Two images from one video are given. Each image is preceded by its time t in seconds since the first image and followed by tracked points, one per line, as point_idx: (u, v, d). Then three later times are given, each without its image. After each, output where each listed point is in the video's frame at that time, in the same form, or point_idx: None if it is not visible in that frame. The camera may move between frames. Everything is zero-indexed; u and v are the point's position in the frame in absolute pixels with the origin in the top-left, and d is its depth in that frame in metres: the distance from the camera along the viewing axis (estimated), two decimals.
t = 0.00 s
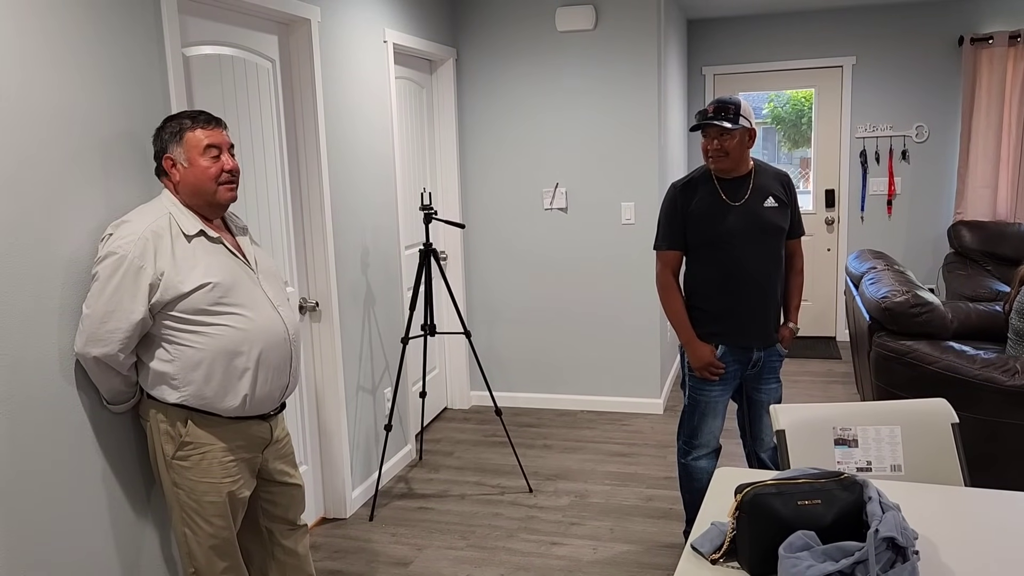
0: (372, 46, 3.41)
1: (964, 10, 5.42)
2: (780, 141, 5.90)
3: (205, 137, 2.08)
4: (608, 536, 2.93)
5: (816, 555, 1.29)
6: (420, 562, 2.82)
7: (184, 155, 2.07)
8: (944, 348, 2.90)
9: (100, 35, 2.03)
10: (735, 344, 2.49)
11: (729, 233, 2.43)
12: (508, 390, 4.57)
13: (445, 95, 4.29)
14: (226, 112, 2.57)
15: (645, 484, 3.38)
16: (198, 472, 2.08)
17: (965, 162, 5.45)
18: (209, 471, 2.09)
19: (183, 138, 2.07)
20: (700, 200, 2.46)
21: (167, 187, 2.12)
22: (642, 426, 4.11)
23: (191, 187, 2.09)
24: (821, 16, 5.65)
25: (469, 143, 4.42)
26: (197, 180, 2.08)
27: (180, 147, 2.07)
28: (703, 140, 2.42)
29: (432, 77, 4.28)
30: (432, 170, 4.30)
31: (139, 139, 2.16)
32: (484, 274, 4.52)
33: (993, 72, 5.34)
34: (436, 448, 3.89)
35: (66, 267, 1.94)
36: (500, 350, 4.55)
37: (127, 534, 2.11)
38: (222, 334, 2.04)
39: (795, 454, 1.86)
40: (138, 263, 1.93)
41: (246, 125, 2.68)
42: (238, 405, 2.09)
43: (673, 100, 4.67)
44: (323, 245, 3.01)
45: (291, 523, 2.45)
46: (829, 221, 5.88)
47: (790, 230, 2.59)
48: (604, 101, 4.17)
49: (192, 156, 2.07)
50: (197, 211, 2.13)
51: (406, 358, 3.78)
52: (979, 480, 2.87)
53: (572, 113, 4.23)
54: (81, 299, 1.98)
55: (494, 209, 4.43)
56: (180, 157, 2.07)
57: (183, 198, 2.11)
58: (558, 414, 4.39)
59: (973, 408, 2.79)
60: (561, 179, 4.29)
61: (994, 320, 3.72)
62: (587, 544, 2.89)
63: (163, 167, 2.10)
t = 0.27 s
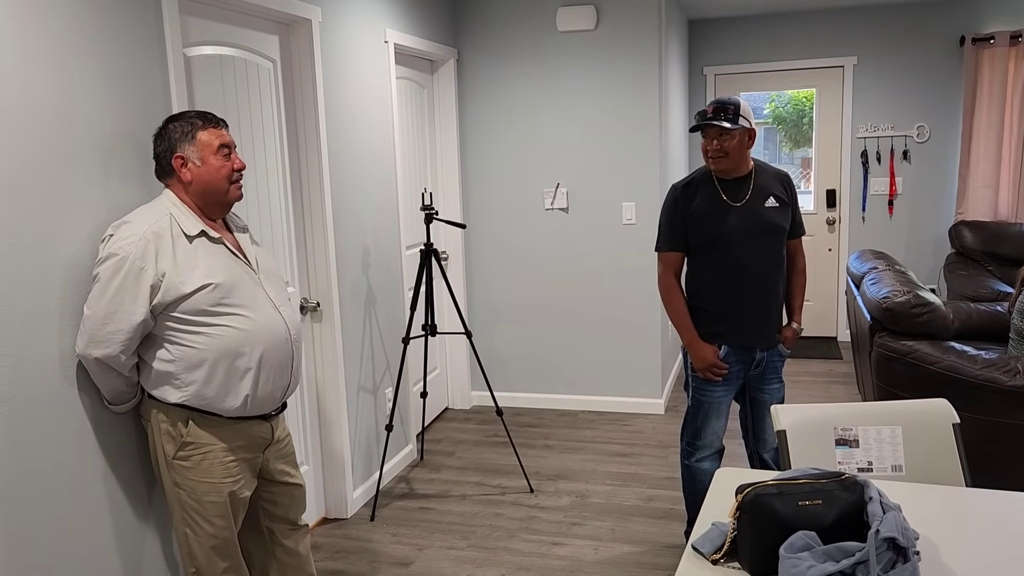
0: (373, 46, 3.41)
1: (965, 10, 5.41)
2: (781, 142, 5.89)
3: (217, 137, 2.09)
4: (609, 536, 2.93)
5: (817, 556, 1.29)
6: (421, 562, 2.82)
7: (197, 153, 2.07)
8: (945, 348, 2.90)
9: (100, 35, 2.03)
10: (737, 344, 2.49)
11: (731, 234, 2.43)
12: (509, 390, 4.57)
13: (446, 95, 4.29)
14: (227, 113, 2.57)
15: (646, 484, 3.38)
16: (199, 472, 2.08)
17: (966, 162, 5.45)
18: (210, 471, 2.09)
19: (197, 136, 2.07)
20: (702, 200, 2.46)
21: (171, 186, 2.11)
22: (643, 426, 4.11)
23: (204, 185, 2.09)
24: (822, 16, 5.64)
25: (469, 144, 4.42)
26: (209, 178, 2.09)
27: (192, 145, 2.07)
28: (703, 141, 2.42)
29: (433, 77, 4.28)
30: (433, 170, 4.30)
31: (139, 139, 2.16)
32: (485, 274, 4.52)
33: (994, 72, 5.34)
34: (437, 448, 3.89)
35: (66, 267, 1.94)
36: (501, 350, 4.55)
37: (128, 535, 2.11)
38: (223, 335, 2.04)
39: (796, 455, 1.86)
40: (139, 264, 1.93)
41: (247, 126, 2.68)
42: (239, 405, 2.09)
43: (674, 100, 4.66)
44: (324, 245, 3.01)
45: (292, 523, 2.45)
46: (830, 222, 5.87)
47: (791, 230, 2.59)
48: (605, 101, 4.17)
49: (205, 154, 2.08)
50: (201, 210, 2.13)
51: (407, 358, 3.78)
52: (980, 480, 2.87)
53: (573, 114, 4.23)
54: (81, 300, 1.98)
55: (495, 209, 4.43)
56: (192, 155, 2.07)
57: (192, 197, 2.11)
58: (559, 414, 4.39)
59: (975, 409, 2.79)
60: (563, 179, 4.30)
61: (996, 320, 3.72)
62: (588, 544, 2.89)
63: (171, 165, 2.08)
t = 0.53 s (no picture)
0: (374, 46, 3.40)
1: (967, 10, 5.40)
2: (783, 141, 5.88)
3: (216, 137, 2.09)
4: (610, 537, 2.93)
5: (818, 556, 1.29)
6: (422, 562, 2.82)
7: (197, 153, 2.07)
8: (947, 348, 2.89)
9: (102, 35, 2.03)
10: (742, 345, 2.48)
11: (735, 233, 2.43)
12: (510, 390, 4.57)
13: (447, 95, 4.29)
14: (227, 112, 2.57)
15: (647, 485, 3.37)
16: (200, 473, 2.08)
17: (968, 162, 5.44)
18: (211, 472, 2.09)
19: (197, 135, 2.07)
20: (705, 200, 2.45)
21: (171, 186, 2.10)
22: (645, 426, 4.11)
23: (205, 184, 2.09)
24: (824, 16, 5.64)
25: (471, 144, 4.42)
26: (210, 178, 2.09)
27: (193, 144, 2.07)
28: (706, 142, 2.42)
29: (434, 77, 4.28)
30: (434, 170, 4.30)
31: (140, 140, 2.16)
32: (486, 274, 4.51)
33: (996, 72, 5.32)
34: (438, 448, 3.89)
35: (66, 268, 1.94)
36: (502, 350, 4.55)
37: (129, 535, 2.11)
38: (223, 337, 2.04)
39: (798, 455, 1.86)
40: (138, 266, 1.93)
41: (248, 126, 2.68)
42: (240, 406, 2.09)
43: (675, 101, 4.66)
44: (325, 245, 3.01)
45: (293, 523, 2.45)
46: (832, 222, 5.87)
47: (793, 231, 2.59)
48: (606, 101, 4.17)
49: (206, 154, 2.07)
50: (201, 210, 2.13)
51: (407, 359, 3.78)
52: (982, 481, 2.87)
53: (574, 114, 4.23)
54: (81, 301, 1.98)
55: (497, 209, 4.43)
56: (192, 154, 2.07)
57: (191, 196, 2.10)
58: (560, 414, 4.39)
59: (977, 409, 2.79)
60: (564, 179, 4.29)
61: (997, 321, 3.72)
62: (590, 545, 2.88)
63: (171, 164, 2.07)
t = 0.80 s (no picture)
0: (375, 46, 3.40)
1: (968, 10, 5.40)
2: (784, 142, 5.88)
3: (207, 138, 2.08)
4: (611, 537, 2.93)
5: (818, 557, 1.29)
6: (422, 562, 2.82)
7: (185, 156, 2.06)
8: (947, 349, 2.89)
9: (102, 37, 2.04)
10: (745, 345, 2.48)
11: (738, 234, 2.43)
12: (511, 391, 4.57)
13: (448, 95, 4.29)
14: (227, 113, 2.57)
15: (648, 485, 3.37)
16: (200, 475, 2.08)
17: (968, 163, 5.44)
18: (211, 474, 2.09)
19: (184, 140, 2.06)
20: (709, 200, 2.45)
21: (164, 190, 2.11)
22: (645, 426, 4.11)
23: (194, 189, 2.08)
24: (825, 16, 5.63)
25: (471, 144, 4.42)
26: (199, 182, 2.08)
27: (180, 149, 2.06)
28: (711, 141, 2.41)
29: (435, 77, 4.28)
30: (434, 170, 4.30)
31: (139, 141, 2.16)
32: (487, 275, 4.51)
33: (996, 73, 5.31)
34: (439, 449, 3.89)
35: (64, 270, 1.94)
36: (502, 350, 4.55)
37: (129, 536, 2.11)
38: (219, 339, 2.04)
39: (799, 456, 1.86)
40: (133, 269, 1.93)
41: (248, 126, 2.68)
42: (238, 408, 2.09)
43: (675, 101, 4.66)
44: (325, 245, 3.01)
45: (294, 525, 2.45)
46: (833, 222, 5.87)
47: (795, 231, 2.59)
48: (607, 101, 4.17)
49: (194, 157, 2.06)
50: (195, 211, 2.12)
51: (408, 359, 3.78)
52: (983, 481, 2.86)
53: (575, 114, 4.23)
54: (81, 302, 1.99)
55: (497, 209, 4.43)
56: (180, 157, 2.06)
57: (183, 199, 2.09)
58: (561, 414, 4.39)
59: (978, 410, 2.79)
60: (564, 179, 4.29)
61: (998, 321, 3.71)
62: (590, 545, 2.88)
63: (160, 168, 2.08)
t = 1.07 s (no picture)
0: (375, 46, 3.40)
1: (969, 10, 5.39)
2: (784, 141, 5.88)
3: (199, 138, 2.07)
4: (612, 537, 2.93)
5: (819, 558, 1.29)
6: (423, 562, 2.83)
7: (176, 156, 2.06)
8: (948, 349, 2.89)
9: (104, 37, 2.04)
10: (748, 345, 2.48)
11: (741, 233, 2.43)
12: (512, 391, 4.57)
13: (449, 95, 4.29)
14: (228, 113, 2.57)
15: (649, 485, 3.38)
16: (200, 476, 2.08)
17: (969, 163, 5.42)
18: (213, 475, 2.10)
19: (175, 139, 2.05)
20: (712, 200, 2.45)
21: (158, 189, 2.11)
22: (646, 426, 4.11)
23: (184, 189, 2.08)
24: (826, 16, 5.63)
25: (472, 144, 4.42)
26: (192, 183, 2.07)
27: (172, 149, 2.05)
28: (714, 141, 2.41)
29: (436, 77, 4.28)
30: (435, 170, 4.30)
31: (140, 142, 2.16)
32: (488, 274, 4.52)
33: (997, 73, 5.27)
34: (440, 448, 3.89)
35: (64, 271, 1.94)
36: (503, 350, 4.55)
37: (130, 536, 2.11)
38: (216, 337, 2.03)
39: (800, 456, 1.86)
40: (128, 269, 1.93)
41: (249, 126, 2.68)
42: (238, 407, 2.09)
43: (677, 101, 4.65)
44: (326, 245, 3.01)
45: (296, 526, 2.45)
46: (834, 222, 5.87)
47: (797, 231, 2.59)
48: (608, 101, 4.17)
49: (185, 157, 2.06)
50: (190, 212, 2.12)
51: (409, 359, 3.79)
52: (984, 482, 2.86)
53: (576, 114, 4.23)
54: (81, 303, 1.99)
55: (498, 209, 4.43)
56: (172, 159, 2.06)
57: (177, 200, 2.10)
58: (561, 414, 4.39)
59: (979, 410, 2.79)
60: (565, 179, 4.29)
61: (999, 322, 3.71)
62: (591, 545, 2.89)
63: (153, 169, 2.08)
